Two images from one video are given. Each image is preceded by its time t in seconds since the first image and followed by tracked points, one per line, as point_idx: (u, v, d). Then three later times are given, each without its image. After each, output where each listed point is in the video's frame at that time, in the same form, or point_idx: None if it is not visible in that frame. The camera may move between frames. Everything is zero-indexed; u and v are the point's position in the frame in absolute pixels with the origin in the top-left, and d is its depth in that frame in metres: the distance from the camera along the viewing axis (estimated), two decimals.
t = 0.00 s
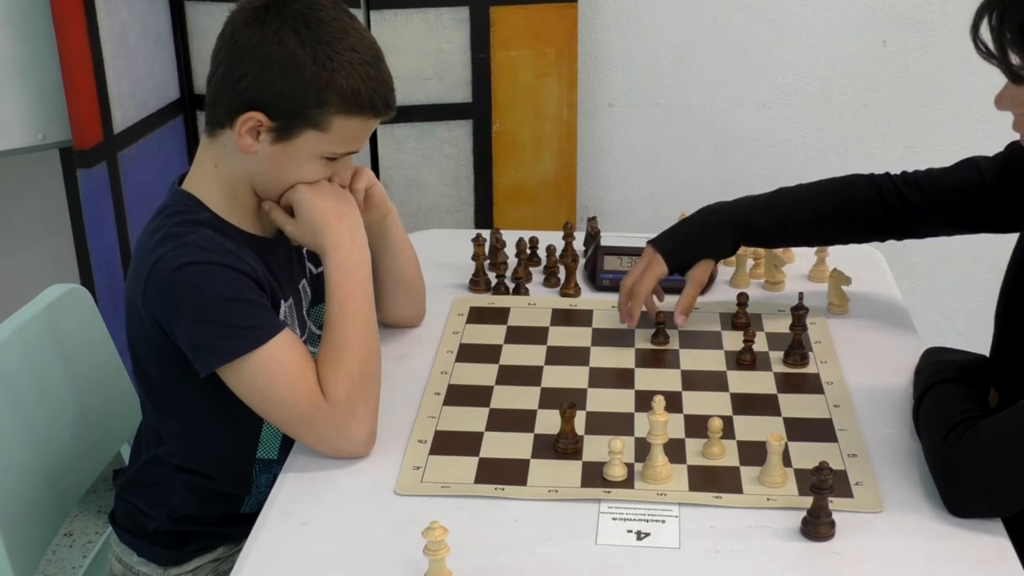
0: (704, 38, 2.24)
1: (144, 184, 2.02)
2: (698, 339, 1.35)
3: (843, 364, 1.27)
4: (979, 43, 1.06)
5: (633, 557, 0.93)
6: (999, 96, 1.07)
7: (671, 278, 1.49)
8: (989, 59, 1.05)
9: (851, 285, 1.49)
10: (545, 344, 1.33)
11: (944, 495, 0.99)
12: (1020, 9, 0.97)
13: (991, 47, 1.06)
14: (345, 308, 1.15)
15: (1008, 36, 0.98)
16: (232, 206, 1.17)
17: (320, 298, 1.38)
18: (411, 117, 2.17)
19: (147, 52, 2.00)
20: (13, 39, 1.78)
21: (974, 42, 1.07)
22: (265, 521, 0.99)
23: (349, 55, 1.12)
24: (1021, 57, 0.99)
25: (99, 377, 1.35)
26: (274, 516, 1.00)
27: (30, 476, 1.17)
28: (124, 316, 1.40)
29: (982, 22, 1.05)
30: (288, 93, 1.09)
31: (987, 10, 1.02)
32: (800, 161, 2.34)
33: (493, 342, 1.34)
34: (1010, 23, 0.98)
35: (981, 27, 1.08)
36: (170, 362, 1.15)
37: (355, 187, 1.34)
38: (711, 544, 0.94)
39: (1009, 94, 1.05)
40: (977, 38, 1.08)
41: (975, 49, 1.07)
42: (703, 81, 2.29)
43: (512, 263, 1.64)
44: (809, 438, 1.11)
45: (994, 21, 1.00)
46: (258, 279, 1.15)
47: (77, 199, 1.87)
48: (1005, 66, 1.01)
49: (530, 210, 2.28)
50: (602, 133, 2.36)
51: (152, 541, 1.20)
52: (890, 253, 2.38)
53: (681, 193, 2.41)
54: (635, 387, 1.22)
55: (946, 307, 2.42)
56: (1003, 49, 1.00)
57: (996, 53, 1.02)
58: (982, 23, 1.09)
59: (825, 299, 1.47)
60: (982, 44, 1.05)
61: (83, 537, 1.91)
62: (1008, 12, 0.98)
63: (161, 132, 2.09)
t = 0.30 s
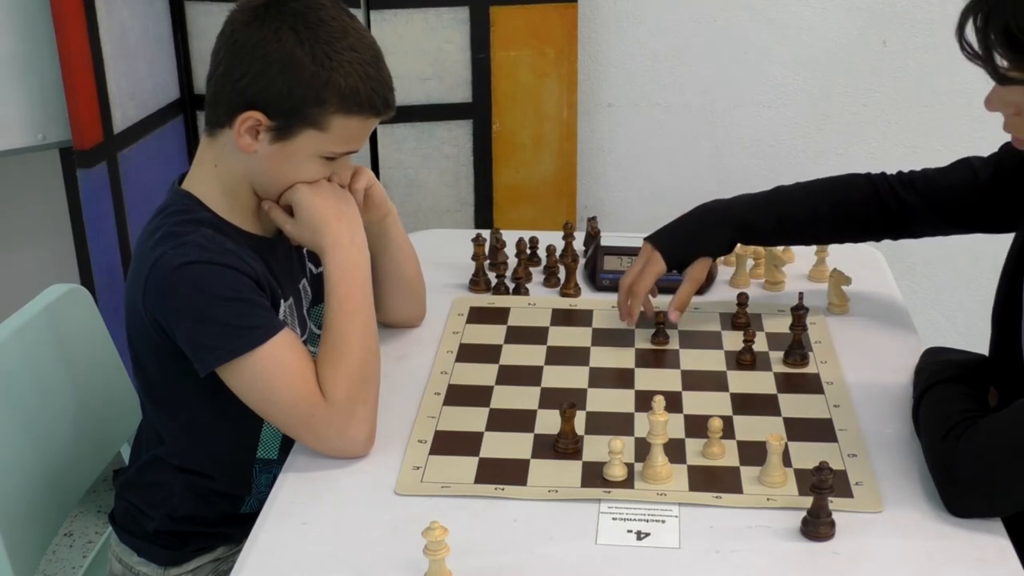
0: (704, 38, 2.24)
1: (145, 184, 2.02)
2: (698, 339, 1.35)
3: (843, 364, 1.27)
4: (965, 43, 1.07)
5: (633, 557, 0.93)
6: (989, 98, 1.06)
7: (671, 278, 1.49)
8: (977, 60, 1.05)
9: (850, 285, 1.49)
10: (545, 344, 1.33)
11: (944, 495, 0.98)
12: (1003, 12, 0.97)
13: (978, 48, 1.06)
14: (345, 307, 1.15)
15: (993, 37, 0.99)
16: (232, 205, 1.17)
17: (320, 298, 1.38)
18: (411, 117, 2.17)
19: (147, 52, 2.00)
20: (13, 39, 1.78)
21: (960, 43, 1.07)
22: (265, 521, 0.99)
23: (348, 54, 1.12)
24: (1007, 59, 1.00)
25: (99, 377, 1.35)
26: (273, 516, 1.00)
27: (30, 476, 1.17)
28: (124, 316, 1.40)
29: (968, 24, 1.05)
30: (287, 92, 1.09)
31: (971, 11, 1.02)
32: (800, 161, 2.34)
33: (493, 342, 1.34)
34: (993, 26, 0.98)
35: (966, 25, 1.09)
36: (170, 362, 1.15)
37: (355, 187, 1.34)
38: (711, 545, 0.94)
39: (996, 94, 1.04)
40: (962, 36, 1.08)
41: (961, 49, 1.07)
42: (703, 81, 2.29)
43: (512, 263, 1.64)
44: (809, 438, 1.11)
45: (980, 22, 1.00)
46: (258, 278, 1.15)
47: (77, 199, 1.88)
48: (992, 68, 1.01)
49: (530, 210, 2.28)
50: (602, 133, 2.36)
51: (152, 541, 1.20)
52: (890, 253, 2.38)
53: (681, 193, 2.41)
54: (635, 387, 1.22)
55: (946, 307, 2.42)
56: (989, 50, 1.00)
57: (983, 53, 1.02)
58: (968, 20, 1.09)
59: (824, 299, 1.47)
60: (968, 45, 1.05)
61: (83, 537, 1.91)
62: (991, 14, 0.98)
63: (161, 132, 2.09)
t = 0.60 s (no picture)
0: (704, 38, 2.24)
1: (145, 184, 2.02)
2: (698, 339, 1.35)
3: (843, 364, 1.27)
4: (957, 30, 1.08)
5: (633, 557, 0.93)
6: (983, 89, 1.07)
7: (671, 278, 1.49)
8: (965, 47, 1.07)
9: (850, 285, 1.49)
10: (545, 344, 1.33)
11: (944, 494, 0.99)
12: None
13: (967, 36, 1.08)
14: (345, 307, 1.15)
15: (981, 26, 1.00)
16: (232, 205, 1.17)
17: (320, 297, 1.38)
18: (411, 117, 2.17)
19: (147, 52, 2.00)
20: (13, 39, 1.78)
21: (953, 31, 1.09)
22: (265, 521, 0.99)
23: (348, 54, 1.12)
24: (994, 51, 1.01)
25: (99, 377, 1.35)
26: (273, 516, 1.00)
27: (30, 476, 1.17)
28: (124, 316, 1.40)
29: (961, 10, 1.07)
30: (287, 92, 1.09)
31: None
32: (800, 161, 2.34)
33: (493, 342, 1.34)
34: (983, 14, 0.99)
35: (960, 16, 1.10)
36: (170, 362, 1.15)
37: (355, 187, 1.34)
38: (711, 545, 0.94)
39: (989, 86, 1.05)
40: (955, 22, 1.09)
41: (952, 36, 1.09)
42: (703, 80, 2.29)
43: (512, 263, 1.64)
44: (809, 438, 1.11)
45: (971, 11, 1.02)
46: (258, 278, 1.15)
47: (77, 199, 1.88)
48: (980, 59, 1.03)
49: (530, 210, 2.28)
50: (602, 133, 2.36)
51: (152, 541, 1.20)
52: (890, 253, 2.38)
53: (681, 193, 2.41)
54: (635, 387, 1.22)
55: (946, 307, 2.42)
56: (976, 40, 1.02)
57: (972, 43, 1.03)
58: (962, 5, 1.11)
59: (825, 299, 1.47)
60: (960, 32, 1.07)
61: (82, 537, 1.91)
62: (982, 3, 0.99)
63: (161, 132, 2.09)
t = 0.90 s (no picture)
0: (704, 38, 2.24)
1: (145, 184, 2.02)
2: (698, 339, 1.35)
3: (843, 364, 1.27)
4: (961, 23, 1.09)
5: (633, 557, 0.93)
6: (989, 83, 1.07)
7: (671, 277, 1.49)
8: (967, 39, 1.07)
9: (850, 285, 1.50)
10: (545, 344, 1.33)
11: (944, 494, 0.99)
12: None
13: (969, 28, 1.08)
14: (346, 308, 1.15)
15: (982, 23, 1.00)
16: (233, 205, 1.17)
17: (320, 298, 1.38)
18: (411, 117, 2.17)
19: (147, 52, 2.00)
20: (13, 39, 1.78)
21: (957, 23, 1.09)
22: (265, 521, 0.99)
23: (349, 55, 1.12)
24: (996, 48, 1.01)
25: (99, 377, 1.35)
26: (273, 516, 1.00)
27: (30, 477, 1.17)
28: (124, 316, 1.40)
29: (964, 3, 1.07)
30: (288, 92, 1.09)
31: None
32: (801, 161, 2.34)
33: (493, 342, 1.34)
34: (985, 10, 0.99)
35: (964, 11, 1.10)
36: (170, 362, 1.15)
37: (355, 187, 1.35)
38: (711, 545, 0.94)
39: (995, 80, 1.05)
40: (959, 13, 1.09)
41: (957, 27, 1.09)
42: (703, 80, 2.28)
43: (512, 263, 1.64)
44: (809, 438, 1.11)
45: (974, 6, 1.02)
46: (258, 278, 1.15)
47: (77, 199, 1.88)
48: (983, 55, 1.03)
49: (530, 210, 2.28)
50: (602, 133, 2.36)
51: (152, 541, 1.20)
52: (890, 253, 2.38)
53: (681, 193, 2.41)
54: (635, 387, 1.22)
55: (946, 307, 2.42)
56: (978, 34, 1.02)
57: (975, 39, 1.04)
58: None
59: (824, 299, 1.47)
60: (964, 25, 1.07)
61: (82, 537, 1.91)
62: None
63: (161, 132, 2.09)
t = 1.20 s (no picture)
0: (704, 38, 2.24)
1: (145, 184, 2.02)
2: (698, 339, 1.35)
3: (843, 364, 1.27)
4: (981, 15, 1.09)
5: (634, 557, 0.93)
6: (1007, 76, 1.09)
7: (671, 277, 1.49)
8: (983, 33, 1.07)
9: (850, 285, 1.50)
10: (545, 344, 1.33)
11: (944, 495, 0.99)
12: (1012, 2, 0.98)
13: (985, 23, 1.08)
14: (345, 307, 1.15)
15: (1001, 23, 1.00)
16: (232, 205, 1.17)
17: (320, 298, 1.38)
18: (411, 117, 2.17)
19: (147, 52, 2.00)
20: (13, 39, 1.78)
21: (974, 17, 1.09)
22: (265, 521, 0.99)
23: (348, 54, 1.12)
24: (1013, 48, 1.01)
25: (99, 377, 1.35)
26: (273, 516, 1.00)
27: (30, 477, 1.17)
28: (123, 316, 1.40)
29: None
30: (287, 91, 1.09)
31: None
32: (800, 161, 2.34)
33: (493, 342, 1.34)
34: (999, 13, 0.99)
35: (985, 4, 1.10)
36: (170, 361, 1.15)
37: (354, 187, 1.35)
38: (711, 545, 0.94)
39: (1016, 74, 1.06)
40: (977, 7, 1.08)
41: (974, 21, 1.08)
42: (703, 79, 2.28)
43: (512, 263, 1.64)
44: (809, 439, 1.11)
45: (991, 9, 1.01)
46: (258, 278, 1.15)
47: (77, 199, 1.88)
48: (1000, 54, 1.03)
49: (530, 210, 2.28)
50: (602, 133, 2.36)
51: (152, 541, 1.20)
52: (890, 253, 2.38)
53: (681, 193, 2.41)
54: (635, 387, 1.22)
55: (946, 307, 2.42)
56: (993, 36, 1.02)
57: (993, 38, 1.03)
58: None
59: (824, 299, 1.47)
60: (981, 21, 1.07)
61: (82, 537, 1.91)
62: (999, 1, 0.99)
63: (161, 132, 2.09)
